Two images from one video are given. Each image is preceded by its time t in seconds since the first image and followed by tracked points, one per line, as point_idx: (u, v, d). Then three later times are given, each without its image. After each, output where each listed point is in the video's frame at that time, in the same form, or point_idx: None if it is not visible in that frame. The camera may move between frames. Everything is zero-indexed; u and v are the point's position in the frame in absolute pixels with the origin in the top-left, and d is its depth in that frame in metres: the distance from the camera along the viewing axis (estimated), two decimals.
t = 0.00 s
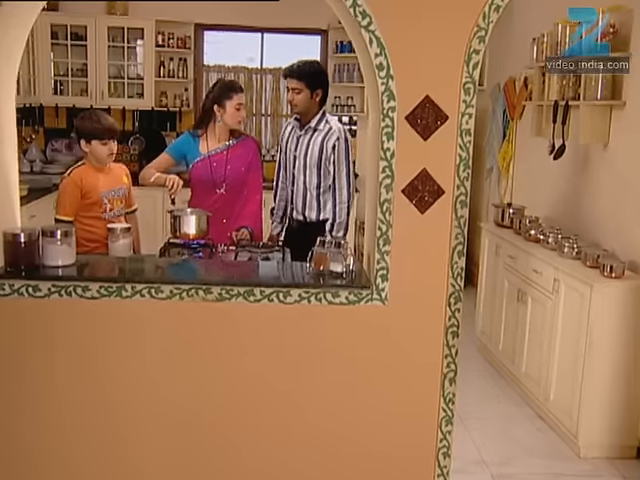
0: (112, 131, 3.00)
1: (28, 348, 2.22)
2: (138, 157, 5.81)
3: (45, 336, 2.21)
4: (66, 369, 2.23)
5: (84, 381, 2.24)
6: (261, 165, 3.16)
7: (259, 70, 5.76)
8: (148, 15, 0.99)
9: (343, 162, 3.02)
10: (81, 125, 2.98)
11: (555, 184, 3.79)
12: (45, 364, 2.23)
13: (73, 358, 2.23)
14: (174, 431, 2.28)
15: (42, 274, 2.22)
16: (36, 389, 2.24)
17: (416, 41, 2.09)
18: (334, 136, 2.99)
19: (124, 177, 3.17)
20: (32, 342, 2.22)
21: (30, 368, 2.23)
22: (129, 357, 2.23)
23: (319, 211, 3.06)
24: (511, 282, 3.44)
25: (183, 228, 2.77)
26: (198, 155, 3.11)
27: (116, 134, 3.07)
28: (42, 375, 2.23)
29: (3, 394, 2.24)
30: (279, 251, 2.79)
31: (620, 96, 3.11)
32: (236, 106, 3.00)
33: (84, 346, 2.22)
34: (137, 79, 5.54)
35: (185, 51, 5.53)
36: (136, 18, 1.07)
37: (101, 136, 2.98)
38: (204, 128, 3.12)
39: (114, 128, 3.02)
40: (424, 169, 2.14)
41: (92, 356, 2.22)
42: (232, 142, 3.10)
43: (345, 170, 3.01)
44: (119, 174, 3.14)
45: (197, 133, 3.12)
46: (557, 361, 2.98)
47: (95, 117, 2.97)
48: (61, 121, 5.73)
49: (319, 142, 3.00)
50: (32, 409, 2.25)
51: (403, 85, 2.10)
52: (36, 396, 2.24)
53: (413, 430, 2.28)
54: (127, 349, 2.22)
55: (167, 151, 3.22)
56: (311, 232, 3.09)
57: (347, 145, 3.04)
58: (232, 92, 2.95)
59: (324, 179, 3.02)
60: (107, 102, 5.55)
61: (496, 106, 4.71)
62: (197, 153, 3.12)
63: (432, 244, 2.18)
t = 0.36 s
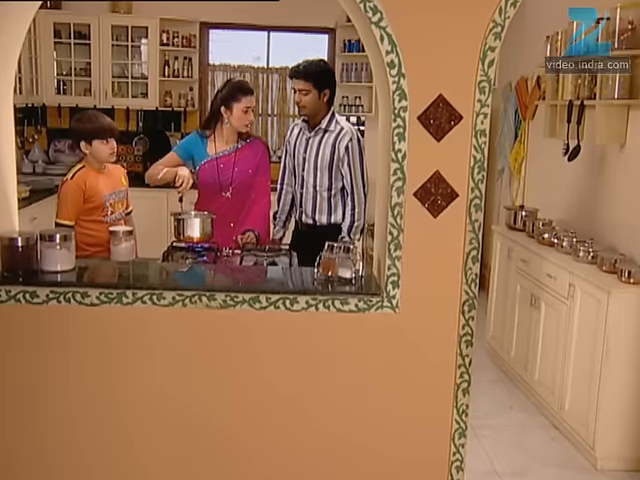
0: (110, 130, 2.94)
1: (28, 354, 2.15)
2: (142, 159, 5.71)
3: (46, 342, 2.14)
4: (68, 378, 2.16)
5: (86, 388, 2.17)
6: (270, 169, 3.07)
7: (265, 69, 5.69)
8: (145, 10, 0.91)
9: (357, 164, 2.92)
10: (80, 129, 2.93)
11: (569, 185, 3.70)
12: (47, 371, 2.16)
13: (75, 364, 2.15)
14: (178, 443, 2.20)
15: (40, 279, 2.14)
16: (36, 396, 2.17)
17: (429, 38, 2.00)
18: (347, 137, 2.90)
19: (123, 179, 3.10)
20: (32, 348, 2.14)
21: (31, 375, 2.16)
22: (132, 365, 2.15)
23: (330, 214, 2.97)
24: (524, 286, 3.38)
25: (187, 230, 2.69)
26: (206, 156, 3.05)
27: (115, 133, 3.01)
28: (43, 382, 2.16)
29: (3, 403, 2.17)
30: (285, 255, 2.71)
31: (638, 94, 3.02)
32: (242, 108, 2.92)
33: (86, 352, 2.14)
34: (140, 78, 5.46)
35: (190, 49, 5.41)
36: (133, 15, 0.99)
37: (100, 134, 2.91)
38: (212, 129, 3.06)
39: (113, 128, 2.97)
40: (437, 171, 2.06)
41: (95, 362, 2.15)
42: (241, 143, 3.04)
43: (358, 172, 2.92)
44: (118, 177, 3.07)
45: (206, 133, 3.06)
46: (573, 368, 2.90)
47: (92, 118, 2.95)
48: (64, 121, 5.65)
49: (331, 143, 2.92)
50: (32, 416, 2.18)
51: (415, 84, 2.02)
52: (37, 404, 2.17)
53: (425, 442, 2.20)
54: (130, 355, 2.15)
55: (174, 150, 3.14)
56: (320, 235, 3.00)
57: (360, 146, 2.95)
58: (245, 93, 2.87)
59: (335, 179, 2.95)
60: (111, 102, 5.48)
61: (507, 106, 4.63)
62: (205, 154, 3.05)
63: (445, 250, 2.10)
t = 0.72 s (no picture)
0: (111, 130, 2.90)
1: (30, 361, 2.07)
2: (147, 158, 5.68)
3: (48, 349, 2.06)
4: (69, 388, 2.08)
5: (87, 397, 2.09)
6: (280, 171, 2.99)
7: (272, 68, 5.57)
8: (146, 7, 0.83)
9: (369, 167, 2.83)
10: (80, 128, 2.88)
11: (586, 187, 3.61)
12: (47, 380, 2.08)
13: (77, 372, 2.08)
14: (182, 455, 2.12)
15: (39, 284, 2.06)
16: (38, 406, 2.09)
17: (444, 34, 1.92)
18: (359, 139, 2.81)
19: (125, 180, 3.02)
20: (33, 355, 2.07)
21: (32, 382, 2.08)
22: (136, 374, 2.08)
23: (340, 217, 2.89)
24: (538, 292, 3.36)
25: (192, 234, 2.61)
26: (213, 157, 2.96)
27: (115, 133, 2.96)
28: (44, 390, 2.09)
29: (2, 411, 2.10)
30: (293, 259, 2.63)
31: None
32: (235, 112, 2.82)
33: (88, 360, 2.07)
34: (146, 77, 5.38)
35: (197, 48, 5.36)
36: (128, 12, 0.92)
37: (100, 134, 2.86)
38: (222, 130, 2.97)
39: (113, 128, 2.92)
40: (452, 173, 1.97)
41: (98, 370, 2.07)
42: (249, 145, 2.94)
43: (370, 175, 2.83)
44: (120, 178, 2.99)
45: (214, 133, 2.98)
46: (589, 377, 2.81)
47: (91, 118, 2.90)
48: (68, 121, 5.58)
49: (343, 144, 2.83)
50: (32, 425, 2.10)
51: (429, 83, 1.93)
52: (40, 414, 2.10)
53: (438, 455, 2.12)
54: (134, 364, 2.07)
55: (182, 153, 3.03)
56: (330, 239, 2.92)
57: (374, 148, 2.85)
58: (243, 98, 2.75)
59: (346, 182, 2.86)
60: (116, 102, 5.40)
61: (520, 105, 4.54)
62: (212, 155, 2.97)
63: (461, 256, 2.01)
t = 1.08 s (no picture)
0: (122, 129, 2.85)
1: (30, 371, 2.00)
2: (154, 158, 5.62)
3: (50, 358, 1.99)
4: (71, 397, 2.01)
5: (91, 406, 2.02)
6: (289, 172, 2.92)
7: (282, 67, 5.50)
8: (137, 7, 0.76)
9: (383, 171, 2.73)
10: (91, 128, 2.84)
11: (605, 189, 3.53)
12: (49, 390, 2.01)
13: (80, 383, 2.00)
14: (188, 468, 2.05)
15: (39, 290, 1.98)
16: (40, 418, 2.02)
17: (461, 30, 1.83)
18: (373, 142, 2.72)
19: (136, 180, 2.97)
20: (35, 364, 1.99)
21: (34, 392, 2.01)
22: (140, 383, 2.00)
23: (353, 225, 2.81)
24: (554, 296, 3.34)
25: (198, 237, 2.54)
26: (221, 158, 2.88)
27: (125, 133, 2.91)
28: (46, 401, 2.01)
29: (2, 424, 2.02)
30: (303, 263, 2.56)
31: None
32: (238, 112, 2.71)
33: (92, 369, 2.00)
34: (153, 76, 5.32)
35: (205, 47, 5.26)
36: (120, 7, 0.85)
37: (111, 132, 2.81)
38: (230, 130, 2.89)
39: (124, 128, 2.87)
40: (469, 175, 1.89)
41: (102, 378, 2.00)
42: (257, 146, 2.86)
43: (384, 180, 2.74)
44: (132, 178, 2.94)
45: (222, 133, 2.90)
46: (608, 386, 2.77)
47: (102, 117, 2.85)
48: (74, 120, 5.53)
49: (356, 148, 2.75)
50: (34, 437, 2.03)
51: (445, 81, 1.85)
52: (42, 426, 2.03)
53: (454, 469, 2.04)
54: (139, 373, 1.99)
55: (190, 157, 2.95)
56: (343, 245, 2.83)
57: (388, 152, 2.76)
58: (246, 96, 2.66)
59: (359, 186, 2.78)
60: (123, 102, 5.35)
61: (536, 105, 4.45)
62: (220, 155, 2.89)
63: (478, 262, 1.93)
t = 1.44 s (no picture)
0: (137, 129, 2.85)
1: (31, 379, 1.94)
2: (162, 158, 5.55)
3: (52, 366, 1.93)
4: (73, 406, 1.95)
5: (93, 416, 1.95)
6: (296, 173, 2.87)
7: (291, 66, 5.44)
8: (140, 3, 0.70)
9: (394, 177, 2.64)
10: (107, 126, 2.83)
11: (623, 191, 3.46)
12: (51, 399, 1.95)
13: (82, 391, 1.94)
14: None
15: (41, 295, 1.92)
16: (41, 428, 1.96)
17: (478, 26, 1.76)
18: (384, 146, 2.65)
19: (150, 180, 2.94)
20: (35, 372, 1.93)
21: (34, 401, 1.95)
22: (145, 392, 1.94)
23: (364, 230, 2.74)
24: (570, 300, 3.26)
25: (205, 239, 2.46)
26: (225, 158, 2.82)
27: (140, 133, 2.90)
28: (47, 410, 1.95)
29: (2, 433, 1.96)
30: (312, 266, 2.50)
31: None
32: (243, 113, 2.65)
33: (94, 377, 1.93)
34: (161, 76, 5.26)
35: (214, 46, 5.20)
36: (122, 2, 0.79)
37: (127, 131, 2.80)
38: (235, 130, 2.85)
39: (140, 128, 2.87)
40: (485, 178, 1.82)
41: (104, 388, 1.94)
42: (263, 146, 2.81)
43: (397, 186, 2.64)
44: (146, 178, 2.91)
45: (227, 133, 2.85)
46: (627, 394, 2.70)
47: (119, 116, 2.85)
48: (81, 121, 5.51)
49: (367, 152, 2.68)
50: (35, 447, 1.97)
51: (461, 80, 1.78)
52: (43, 436, 1.96)
53: None
54: (143, 381, 1.93)
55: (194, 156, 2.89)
56: (356, 251, 2.76)
57: (401, 156, 2.67)
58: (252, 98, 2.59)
59: (371, 191, 2.71)
60: (130, 101, 5.29)
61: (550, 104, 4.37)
62: (224, 155, 2.83)
63: (494, 268, 1.86)
